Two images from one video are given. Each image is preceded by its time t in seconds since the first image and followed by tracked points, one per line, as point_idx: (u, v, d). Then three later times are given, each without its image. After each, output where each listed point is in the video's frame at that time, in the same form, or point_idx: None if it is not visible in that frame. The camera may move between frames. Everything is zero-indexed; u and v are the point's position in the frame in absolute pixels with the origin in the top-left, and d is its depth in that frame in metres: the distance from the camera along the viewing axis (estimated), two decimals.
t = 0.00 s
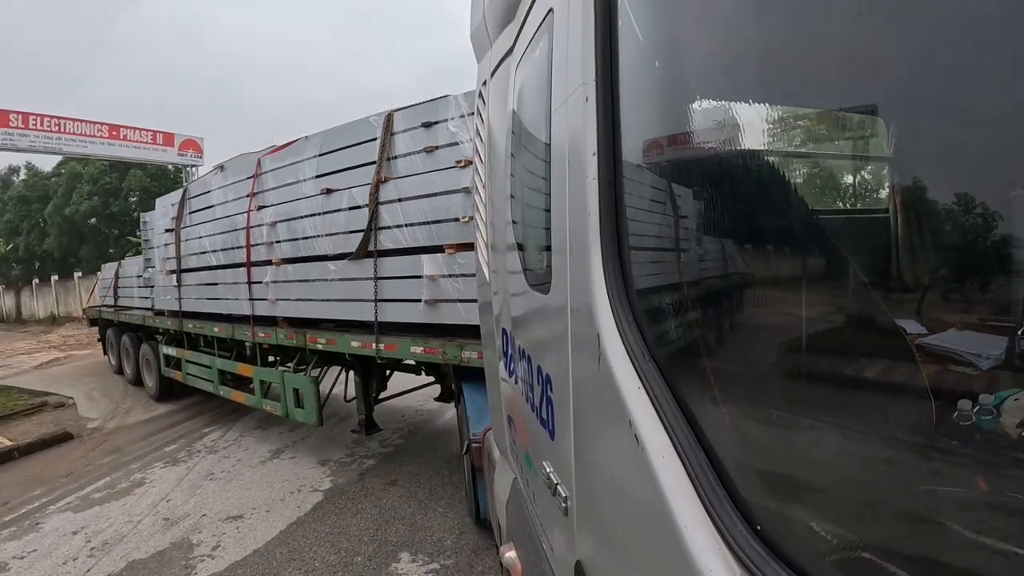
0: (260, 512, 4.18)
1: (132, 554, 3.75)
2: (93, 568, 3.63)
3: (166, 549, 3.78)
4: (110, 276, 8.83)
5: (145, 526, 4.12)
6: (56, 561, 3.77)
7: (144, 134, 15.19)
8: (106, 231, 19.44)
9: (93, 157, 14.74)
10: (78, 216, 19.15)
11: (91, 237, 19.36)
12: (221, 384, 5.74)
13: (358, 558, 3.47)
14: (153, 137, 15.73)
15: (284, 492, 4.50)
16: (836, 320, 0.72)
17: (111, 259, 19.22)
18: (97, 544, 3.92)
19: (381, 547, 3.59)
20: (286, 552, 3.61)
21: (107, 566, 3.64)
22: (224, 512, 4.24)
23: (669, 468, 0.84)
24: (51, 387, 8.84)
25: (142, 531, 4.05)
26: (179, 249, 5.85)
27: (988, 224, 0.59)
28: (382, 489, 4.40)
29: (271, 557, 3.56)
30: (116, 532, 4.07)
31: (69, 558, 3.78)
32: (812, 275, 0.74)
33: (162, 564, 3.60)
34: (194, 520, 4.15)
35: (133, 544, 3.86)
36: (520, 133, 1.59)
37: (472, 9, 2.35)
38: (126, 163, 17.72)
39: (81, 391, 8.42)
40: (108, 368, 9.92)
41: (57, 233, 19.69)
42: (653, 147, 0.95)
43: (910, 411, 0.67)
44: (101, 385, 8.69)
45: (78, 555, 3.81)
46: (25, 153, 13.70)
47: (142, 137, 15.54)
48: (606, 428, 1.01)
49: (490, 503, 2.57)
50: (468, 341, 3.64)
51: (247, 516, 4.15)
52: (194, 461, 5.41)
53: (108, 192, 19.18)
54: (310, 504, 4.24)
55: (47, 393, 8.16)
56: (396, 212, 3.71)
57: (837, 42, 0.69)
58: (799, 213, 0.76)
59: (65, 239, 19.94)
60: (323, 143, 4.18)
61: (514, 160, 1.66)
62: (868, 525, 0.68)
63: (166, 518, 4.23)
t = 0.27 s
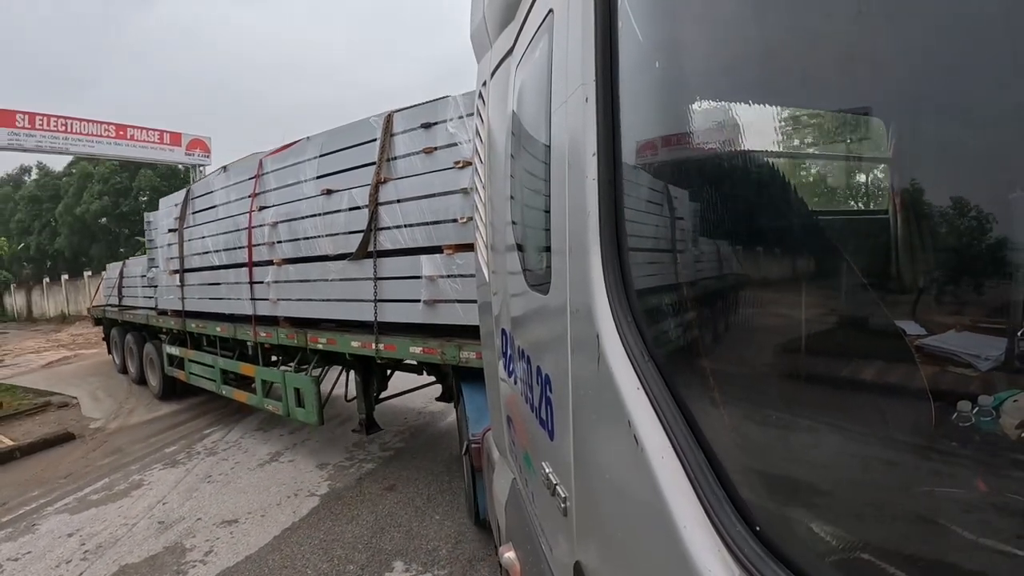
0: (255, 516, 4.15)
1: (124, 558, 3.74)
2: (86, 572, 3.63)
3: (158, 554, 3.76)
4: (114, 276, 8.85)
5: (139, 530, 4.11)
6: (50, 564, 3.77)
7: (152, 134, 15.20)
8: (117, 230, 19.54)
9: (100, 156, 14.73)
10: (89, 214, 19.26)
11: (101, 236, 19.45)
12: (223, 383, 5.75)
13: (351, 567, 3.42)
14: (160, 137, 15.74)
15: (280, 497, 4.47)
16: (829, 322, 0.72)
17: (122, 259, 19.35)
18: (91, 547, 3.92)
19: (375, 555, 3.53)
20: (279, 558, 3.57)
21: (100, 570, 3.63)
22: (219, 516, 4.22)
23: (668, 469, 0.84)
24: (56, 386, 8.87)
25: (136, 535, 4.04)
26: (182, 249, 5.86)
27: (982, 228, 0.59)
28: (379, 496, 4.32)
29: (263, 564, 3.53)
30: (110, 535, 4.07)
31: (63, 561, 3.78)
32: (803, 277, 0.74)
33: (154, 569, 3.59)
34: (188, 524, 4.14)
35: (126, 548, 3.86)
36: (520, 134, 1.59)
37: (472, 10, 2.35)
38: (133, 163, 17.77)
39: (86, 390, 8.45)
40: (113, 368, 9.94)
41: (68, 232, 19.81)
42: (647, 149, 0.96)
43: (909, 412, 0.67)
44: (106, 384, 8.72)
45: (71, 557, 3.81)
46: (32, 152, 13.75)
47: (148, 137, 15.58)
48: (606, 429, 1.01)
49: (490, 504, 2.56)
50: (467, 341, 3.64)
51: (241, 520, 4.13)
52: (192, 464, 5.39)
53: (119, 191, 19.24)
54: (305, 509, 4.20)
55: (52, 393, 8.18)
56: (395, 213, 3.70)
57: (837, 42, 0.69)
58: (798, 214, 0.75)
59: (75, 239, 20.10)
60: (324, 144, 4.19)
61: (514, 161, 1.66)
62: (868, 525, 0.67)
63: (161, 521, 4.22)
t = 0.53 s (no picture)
0: (250, 521, 4.15)
1: (117, 562, 3.73)
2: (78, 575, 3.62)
3: (150, 558, 3.75)
4: (118, 275, 8.86)
5: (133, 533, 4.10)
6: (43, 566, 3.77)
7: (159, 133, 15.18)
8: (127, 229, 19.60)
9: (107, 155, 14.72)
10: (97, 213, 19.32)
11: (110, 235, 19.52)
12: (226, 382, 5.75)
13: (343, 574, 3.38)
14: (166, 137, 15.73)
15: (275, 501, 4.45)
16: (828, 323, 0.72)
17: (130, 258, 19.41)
18: (85, 550, 3.91)
19: (369, 563, 3.50)
20: (271, 564, 3.55)
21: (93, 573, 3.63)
22: (213, 520, 4.21)
23: (667, 470, 0.84)
24: (60, 385, 8.89)
25: (130, 538, 4.03)
26: (184, 249, 5.86)
27: (977, 229, 0.59)
28: (376, 502, 4.30)
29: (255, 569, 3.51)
30: (105, 538, 4.06)
31: (56, 564, 3.77)
32: (797, 278, 0.75)
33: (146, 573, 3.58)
34: (182, 528, 4.13)
35: (120, 551, 3.85)
36: (519, 134, 1.59)
37: (471, 10, 2.35)
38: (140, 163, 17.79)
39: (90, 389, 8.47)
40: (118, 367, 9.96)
41: (78, 232, 19.90)
42: (639, 149, 0.98)
43: (908, 413, 0.67)
44: (111, 383, 8.73)
45: (65, 560, 3.81)
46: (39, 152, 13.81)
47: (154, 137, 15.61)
48: (605, 430, 1.01)
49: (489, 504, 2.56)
50: (465, 341, 3.63)
51: (236, 525, 4.12)
52: (190, 466, 5.38)
53: (129, 190, 19.28)
54: (300, 514, 4.18)
55: (56, 392, 8.20)
56: (395, 213, 3.70)
57: (837, 42, 0.69)
58: (798, 216, 0.75)
59: (85, 238, 20.21)
60: (325, 144, 4.19)
61: (513, 161, 1.66)
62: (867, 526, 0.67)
63: (156, 525, 4.21)
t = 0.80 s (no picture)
0: (243, 525, 4.14)
1: (108, 566, 3.72)
2: None
3: (141, 562, 3.74)
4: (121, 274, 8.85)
5: (126, 535, 4.09)
6: (35, 568, 3.77)
7: (166, 134, 15.14)
8: (137, 228, 19.64)
9: (112, 155, 14.73)
10: (107, 211, 19.37)
11: (120, 235, 19.59)
12: (228, 380, 5.75)
13: None
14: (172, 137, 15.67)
15: (268, 506, 4.44)
16: (826, 324, 0.72)
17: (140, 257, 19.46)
18: (77, 552, 3.91)
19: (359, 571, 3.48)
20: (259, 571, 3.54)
21: None
22: (206, 525, 4.19)
23: (665, 470, 0.84)
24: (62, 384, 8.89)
25: (122, 541, 4.02)
26: (186, 249, 5.86)
27: (972, 230, 0.59)
28: (371, 507, 4.28)
29: None
30: (97, 540, 4.05)
31: (47, 566, 3.77)
32: (796, 279, 0.75)
33: None
34: (174, 531, 4.12)
35: (111, 554, 3.85)
36: (518, 134, 1.58)
37: (471, 8, 2.34)
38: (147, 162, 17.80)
39: (94, 387, 8.48)
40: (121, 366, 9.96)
41: (88, 232, 20.02)
42: (636, 149, 0.98)
43: (907, 413, 0.67)
44: (113, 382, 8.74)
45: (57, 562, 3.80)
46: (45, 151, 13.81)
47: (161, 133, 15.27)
48: (603, 430, 1.01)
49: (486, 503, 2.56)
50: (462, 340, 3.62)
51: (228, 529, 4.11)
52: (187, 467, 5.37)
53: (138, 190, 19.29)
54: (293, 520, 4.17)
55: (59, 390, 8.21)
56: (394, 214, 3.70)
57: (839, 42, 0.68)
58: (796, 216, 0.75)
59: (95, 237, 20.31)
60: (324, 145, 4.20)
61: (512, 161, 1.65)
62: (864, 525, 0.67)
63: (149, 528, 4.20)
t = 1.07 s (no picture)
0: (237, 530, 4.14)
1: (100, 570, 3.72)
2: None
3: (135, 567, 3.74)
4: (124, 273, 8.86)
5: (120, 539, 4.09)
6: (28, 571, 3.77)
7: (172, 134, 15.08)
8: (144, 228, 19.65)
9: (122, 155, 14.71)
10: (114, 211, 19.40)
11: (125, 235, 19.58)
12: (229, 380, 5.76)
13: None
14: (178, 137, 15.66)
15: (263, 511, 4.43)
16: (827, 328, 0.72)
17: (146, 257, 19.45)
18: (71, 556, 3.91)
19: None
20: None
21: None
22: (200, 529, 4.19)
23: (665, 471, 0.84)
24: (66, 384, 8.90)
25: (117, 545, 4.02)
26: (188, 249, 5.86)
27: (971, 233, 0.59)
28: (369, 513, 4.28)
29: None
30: (92, 543, 4.05)
31: (40, 570, 3.77)
32: (796, 280, 0.75)
33: None
34: (169, 535, 4.12)
35: (105, 558, 3.85)
36: (519, 135, 1.58)
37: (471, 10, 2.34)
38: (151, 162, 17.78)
39: (97, 387, 8.50)
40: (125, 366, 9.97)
41: (96, 232, 20.07)
42: (636, 150, 0.98)
43: (906, 415, 0.67)
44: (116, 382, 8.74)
45: (50, 566, 3.81)
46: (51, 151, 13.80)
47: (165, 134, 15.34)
48: (603, 430, 1.01)
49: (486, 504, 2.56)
50: (462, 341, 3.62)
51: (222, 534, 4.11)
52: (186, 469, 5.37)
53: (145, 189, 19.27)
54: (288, 526, 4.16)
55: (62, 391, 8.23)
56: (393, 215, 3.70)
57: (840, 43, 0.69)
58: (796, 218, 0.75)
59: (103, 237, 20.36)
60: (325, 146, 4.20)
61: (513, 161, 1.65)
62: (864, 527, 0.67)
63: (144, 531, 4.20)
